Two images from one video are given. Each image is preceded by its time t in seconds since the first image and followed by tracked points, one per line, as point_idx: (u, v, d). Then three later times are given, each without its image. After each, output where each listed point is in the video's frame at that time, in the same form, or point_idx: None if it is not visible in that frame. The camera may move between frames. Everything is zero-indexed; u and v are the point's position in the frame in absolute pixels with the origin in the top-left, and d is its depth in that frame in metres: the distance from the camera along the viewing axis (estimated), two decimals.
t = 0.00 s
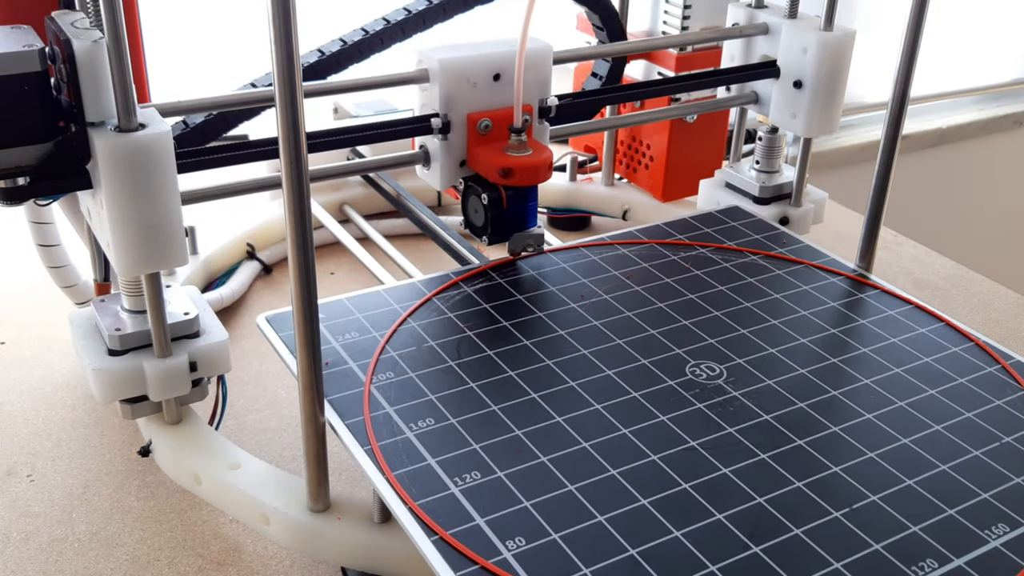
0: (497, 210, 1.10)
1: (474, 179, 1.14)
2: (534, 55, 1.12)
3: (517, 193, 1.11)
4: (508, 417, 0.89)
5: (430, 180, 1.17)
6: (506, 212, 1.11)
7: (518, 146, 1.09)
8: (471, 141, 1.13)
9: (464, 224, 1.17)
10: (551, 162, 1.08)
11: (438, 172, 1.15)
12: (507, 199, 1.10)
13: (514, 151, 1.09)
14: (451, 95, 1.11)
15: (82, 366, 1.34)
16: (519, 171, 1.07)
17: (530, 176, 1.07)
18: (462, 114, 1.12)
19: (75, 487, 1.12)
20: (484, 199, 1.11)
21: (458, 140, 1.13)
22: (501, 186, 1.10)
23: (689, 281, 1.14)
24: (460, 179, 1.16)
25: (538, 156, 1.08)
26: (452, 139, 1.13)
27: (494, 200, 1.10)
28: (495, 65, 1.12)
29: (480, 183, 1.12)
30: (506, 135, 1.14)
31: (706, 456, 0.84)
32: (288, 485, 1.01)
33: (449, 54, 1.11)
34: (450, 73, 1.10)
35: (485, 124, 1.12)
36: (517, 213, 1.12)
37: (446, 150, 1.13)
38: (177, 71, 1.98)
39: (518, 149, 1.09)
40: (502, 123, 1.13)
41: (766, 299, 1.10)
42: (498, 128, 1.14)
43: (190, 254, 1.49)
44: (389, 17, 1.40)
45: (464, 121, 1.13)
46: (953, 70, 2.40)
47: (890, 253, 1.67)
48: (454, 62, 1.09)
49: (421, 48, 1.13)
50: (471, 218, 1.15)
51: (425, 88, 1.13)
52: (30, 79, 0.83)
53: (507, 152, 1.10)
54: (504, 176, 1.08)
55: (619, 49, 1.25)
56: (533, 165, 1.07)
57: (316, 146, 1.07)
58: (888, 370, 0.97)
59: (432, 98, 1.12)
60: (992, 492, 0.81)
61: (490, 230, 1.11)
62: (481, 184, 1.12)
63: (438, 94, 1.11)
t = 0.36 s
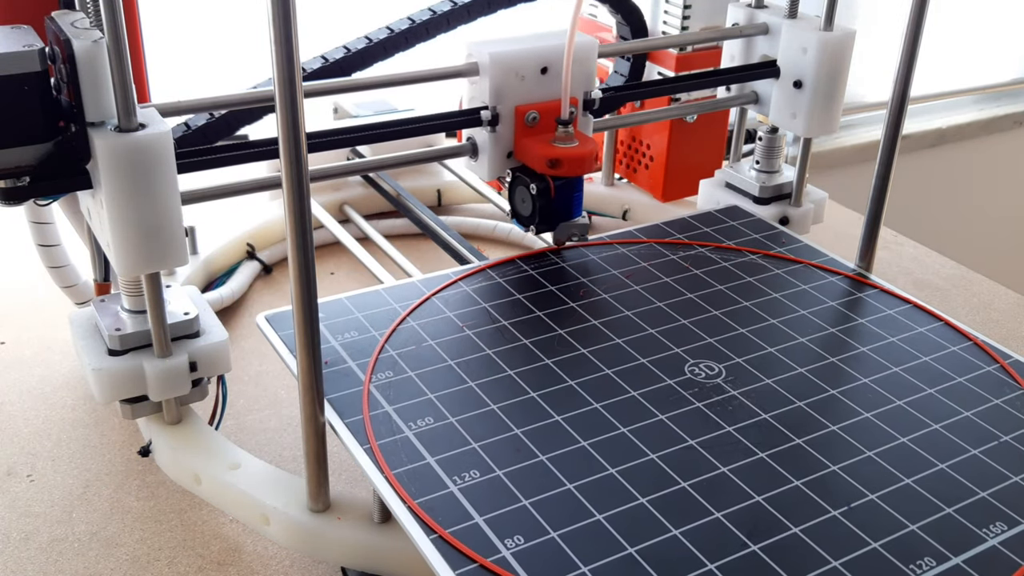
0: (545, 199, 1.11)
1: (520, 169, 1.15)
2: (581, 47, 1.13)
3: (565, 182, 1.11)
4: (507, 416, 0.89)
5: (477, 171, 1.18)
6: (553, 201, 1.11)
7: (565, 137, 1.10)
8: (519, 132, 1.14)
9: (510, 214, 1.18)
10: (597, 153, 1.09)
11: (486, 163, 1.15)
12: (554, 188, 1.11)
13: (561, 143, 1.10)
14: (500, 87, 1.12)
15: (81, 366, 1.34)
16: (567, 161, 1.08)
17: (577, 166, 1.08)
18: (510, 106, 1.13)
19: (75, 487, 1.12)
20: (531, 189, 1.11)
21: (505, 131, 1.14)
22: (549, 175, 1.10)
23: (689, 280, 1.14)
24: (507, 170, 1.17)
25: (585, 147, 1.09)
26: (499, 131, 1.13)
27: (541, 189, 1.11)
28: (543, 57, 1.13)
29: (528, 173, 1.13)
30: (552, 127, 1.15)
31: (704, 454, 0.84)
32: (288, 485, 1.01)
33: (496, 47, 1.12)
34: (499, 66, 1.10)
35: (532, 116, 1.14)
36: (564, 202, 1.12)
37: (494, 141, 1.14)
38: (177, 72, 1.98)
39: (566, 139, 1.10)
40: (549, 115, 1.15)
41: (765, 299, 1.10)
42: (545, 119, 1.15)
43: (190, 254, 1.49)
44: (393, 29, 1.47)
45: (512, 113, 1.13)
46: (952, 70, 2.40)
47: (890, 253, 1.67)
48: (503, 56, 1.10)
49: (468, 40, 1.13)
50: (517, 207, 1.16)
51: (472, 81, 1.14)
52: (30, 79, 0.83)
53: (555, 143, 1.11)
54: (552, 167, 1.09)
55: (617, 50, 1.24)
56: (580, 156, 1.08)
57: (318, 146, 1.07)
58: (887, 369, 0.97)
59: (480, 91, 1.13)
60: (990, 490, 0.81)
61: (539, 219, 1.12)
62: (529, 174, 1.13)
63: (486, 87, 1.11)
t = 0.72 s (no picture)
0: (589, 190, 1.10)
1: (565, 162, 1.15)
2: (624, 43, 1.16)
3: (610, 174, 1.11)
4: (498, 408, 0.89)
5: (521, 163, 1.22)
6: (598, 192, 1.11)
7: (608, 129, 1.11)
8: (563, 125, 1.18)
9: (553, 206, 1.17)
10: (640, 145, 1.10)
11: (531, 155, 1.19)
12: (600, 180, 1.10)
13: (605, 135, 1.11)
14: (546, 81, 1.16)
15: (81, 366, 1.34)
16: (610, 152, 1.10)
17: (620, 157, 1.10)
18: (555, 98, 1.17)
19: (75, 487, 1.12)
20: (577, 179, 1.11)
21: (551, 124, 1.18)
22: (593, 166, 1.10)
23: (681, 275, 1.14)
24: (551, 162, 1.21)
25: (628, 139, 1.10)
26: (545, 124, 1.17)
27: (587, 181, 1.11)
28: (588, 51, 1.17)
29: (574, 166, 1.13)
30: (596, 119, 1.19)
31: (694, 446, 0.84)
32: (288, 485, 1.01)
33: (543, 42, 1.16)
34: (545, 59, 1.14)
35: (577, 109, 1.17)
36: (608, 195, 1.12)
37: (539, 134, 1.18)
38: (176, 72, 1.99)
39: (609, 131, 1.11)
40: (593, 108, 1.18)
41: (757, 294, 1.10)
42: (589, 112, 1.18)
43: (190, 254, 1.49)
44: (394, 32, 1.48)
45: (557, 106, 1.17)
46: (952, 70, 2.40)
47: (890, 253, 1.67)
48: (550, 50, 1.14)
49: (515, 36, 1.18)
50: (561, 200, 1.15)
51: (518, 75, 1.18)
52: (29, 79, 0.83)
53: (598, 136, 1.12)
54: (595, 158, 1.10)
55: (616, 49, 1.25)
56: (623, 147, 1.09)
57: (318, 146, 1.07)
58: (876, 363, 0.97)
59: (527, 84, 1.17)
60: (976, 481, 0.81)
61: (584, 210, 1.12)
62: (573, 166, 1.13)
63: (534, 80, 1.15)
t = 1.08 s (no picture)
0: (630, 181, 1.13)
1: (604, 153, 1.18)
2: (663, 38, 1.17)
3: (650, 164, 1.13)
4: (483, 394, 0.89)
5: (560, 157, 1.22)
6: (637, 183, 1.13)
7: (648, 122, 1.13)
8: (602, 118, 1.18)
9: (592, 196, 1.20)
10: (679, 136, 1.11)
11: (569, 147, 1.19)
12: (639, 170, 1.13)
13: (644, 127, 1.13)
14: (587, 75, 1.15)
15: (81, 366, 1.34)
16: (649, 145, 1.11)
17: (660, 150, 1.11)
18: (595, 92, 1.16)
19: (75, 487, 1.12)
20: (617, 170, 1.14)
21: (590, 117, 1.17)
22: (633, 159, 1.13)
23: (669, 266, 1.14)
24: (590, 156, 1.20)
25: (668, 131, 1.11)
26: (584, 117, 1.17)
27: (626, 172, 1.13)
28: (627, 46, 1.16)
29: (614, 156, 1.15)
30: (635, 112, 1.19)
31: (676, 431, 0.84)
32: (288, 485, 1.01)
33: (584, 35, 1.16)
34: (587, 53, 1.14)
35: (616, 102, 1.17)
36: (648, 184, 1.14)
37: (578, 127, 1.17)
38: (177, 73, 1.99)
39: (648, 124, 1.13)
40: (632, 102, 1.18)
41: (741, 284, 1.10)
42: (628, 106, 1.18)
43: (190, 254, 1.49)
44: (395, 36, 1.47)
45: (596, 100, 1.17)
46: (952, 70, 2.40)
47: (890, 253, 1.67)
48: (591, 43, 1.14)
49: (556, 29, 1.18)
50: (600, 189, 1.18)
51: (557, 69, 1.18)
52: (29, 79, 0.83)
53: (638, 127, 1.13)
54: (636, 150, 1.12)
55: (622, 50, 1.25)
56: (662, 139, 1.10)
57: (318, 146, 1.07)
58: (857, 351, 0.97)
59: (568, 78, 1.17)
60: (952, 465, 0.81)
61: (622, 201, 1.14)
62: (614, 157, 1.15)
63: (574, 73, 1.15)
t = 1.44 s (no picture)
0: (664, 173, 1.19)
1: (639, 146, 1.22)
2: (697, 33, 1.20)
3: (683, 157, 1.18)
4: (466, 375, 0.93)
5: (593, 149, 1.26)
6: (671, 175, 1.19)
7: (681, 116, 1.17)
8: (636, 112, 1.22)
9: (629, 187, 1.26)
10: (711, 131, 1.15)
11: (605, 140, 1.23)
12: (673, 164, 1.18)
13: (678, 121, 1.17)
14: (622, 69, 1.19)
15: (81, 366, 1.34)
16: (684, 138, 1.16)
17: (693, 143, 1.15)
18: (629, 87, 1.20)
19: (75, 487, 1.12)
20: (652, 163, 1.19)
21: (625, 111, 1.21)
22: (668, 152, 1.17)
23: (650, 254, 1.18)
24: (624, 147, 1.25)
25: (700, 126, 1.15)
26: (619, 111, 1.21)
27: (662, 165, 1.19)
28: (663, 42, 1.20)
29: (649, 149, 1.20)
30: (669, 106, 1.22)
31: (652, 411, 0.88)
32: (289, 485, 1.01)
33: (620, 31, 1.19)
34: (622, 48, 1.18)
35: (650, 97, 1.21)
36: (681, 177, 1.20)
37: (613, 121, 1.21)
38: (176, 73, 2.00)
39: (682, 118, 1.17)
40: (666, 96, 1.22)
41: (719, 271, 1.15)
42: (662, 100, 1.22)
43: (191, 254, 1.49)
44: (396, 39, 1.47)
45: (631, 94, 1.21)
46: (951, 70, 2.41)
47: (890, 253, 1.67)
48: (627, 40, 1.18)
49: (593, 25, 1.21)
50: (635, 182, 1.24)
51: (593, 63, 1.22)
52: (30, 79, 0.83)
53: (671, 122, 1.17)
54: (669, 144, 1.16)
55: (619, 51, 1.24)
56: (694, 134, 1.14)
57: (317, 146, 1.07)
58: (831, 336, 1.02)
59: (602, 72, 1.20)
60: (919, 443, 0.85)
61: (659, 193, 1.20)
62: (648, 150, 1.20)
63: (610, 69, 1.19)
